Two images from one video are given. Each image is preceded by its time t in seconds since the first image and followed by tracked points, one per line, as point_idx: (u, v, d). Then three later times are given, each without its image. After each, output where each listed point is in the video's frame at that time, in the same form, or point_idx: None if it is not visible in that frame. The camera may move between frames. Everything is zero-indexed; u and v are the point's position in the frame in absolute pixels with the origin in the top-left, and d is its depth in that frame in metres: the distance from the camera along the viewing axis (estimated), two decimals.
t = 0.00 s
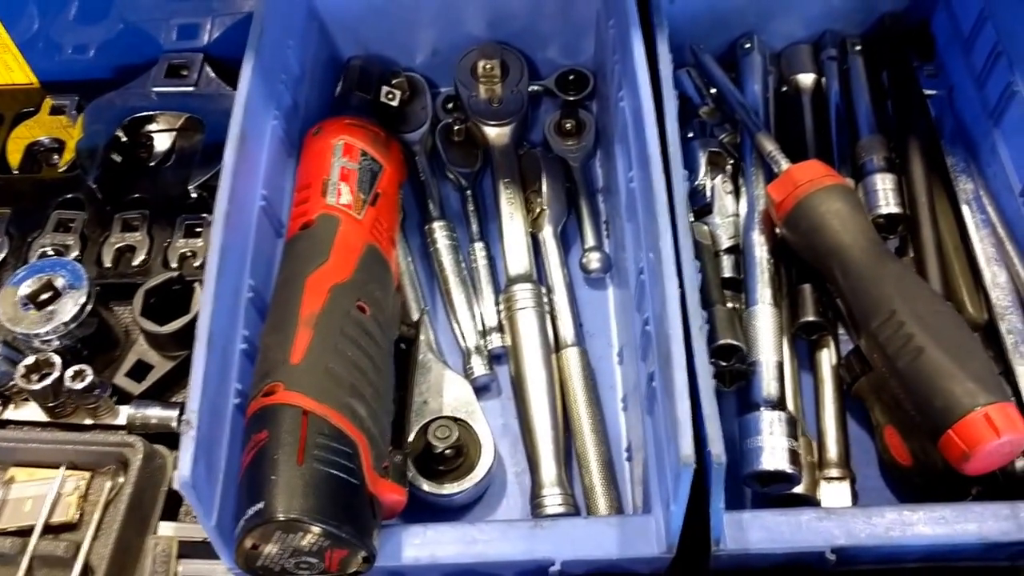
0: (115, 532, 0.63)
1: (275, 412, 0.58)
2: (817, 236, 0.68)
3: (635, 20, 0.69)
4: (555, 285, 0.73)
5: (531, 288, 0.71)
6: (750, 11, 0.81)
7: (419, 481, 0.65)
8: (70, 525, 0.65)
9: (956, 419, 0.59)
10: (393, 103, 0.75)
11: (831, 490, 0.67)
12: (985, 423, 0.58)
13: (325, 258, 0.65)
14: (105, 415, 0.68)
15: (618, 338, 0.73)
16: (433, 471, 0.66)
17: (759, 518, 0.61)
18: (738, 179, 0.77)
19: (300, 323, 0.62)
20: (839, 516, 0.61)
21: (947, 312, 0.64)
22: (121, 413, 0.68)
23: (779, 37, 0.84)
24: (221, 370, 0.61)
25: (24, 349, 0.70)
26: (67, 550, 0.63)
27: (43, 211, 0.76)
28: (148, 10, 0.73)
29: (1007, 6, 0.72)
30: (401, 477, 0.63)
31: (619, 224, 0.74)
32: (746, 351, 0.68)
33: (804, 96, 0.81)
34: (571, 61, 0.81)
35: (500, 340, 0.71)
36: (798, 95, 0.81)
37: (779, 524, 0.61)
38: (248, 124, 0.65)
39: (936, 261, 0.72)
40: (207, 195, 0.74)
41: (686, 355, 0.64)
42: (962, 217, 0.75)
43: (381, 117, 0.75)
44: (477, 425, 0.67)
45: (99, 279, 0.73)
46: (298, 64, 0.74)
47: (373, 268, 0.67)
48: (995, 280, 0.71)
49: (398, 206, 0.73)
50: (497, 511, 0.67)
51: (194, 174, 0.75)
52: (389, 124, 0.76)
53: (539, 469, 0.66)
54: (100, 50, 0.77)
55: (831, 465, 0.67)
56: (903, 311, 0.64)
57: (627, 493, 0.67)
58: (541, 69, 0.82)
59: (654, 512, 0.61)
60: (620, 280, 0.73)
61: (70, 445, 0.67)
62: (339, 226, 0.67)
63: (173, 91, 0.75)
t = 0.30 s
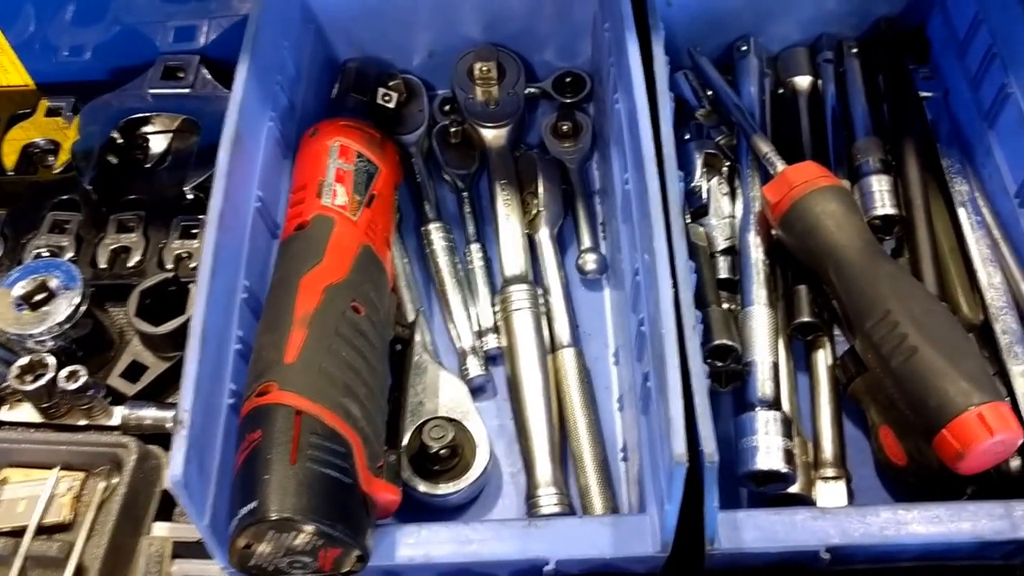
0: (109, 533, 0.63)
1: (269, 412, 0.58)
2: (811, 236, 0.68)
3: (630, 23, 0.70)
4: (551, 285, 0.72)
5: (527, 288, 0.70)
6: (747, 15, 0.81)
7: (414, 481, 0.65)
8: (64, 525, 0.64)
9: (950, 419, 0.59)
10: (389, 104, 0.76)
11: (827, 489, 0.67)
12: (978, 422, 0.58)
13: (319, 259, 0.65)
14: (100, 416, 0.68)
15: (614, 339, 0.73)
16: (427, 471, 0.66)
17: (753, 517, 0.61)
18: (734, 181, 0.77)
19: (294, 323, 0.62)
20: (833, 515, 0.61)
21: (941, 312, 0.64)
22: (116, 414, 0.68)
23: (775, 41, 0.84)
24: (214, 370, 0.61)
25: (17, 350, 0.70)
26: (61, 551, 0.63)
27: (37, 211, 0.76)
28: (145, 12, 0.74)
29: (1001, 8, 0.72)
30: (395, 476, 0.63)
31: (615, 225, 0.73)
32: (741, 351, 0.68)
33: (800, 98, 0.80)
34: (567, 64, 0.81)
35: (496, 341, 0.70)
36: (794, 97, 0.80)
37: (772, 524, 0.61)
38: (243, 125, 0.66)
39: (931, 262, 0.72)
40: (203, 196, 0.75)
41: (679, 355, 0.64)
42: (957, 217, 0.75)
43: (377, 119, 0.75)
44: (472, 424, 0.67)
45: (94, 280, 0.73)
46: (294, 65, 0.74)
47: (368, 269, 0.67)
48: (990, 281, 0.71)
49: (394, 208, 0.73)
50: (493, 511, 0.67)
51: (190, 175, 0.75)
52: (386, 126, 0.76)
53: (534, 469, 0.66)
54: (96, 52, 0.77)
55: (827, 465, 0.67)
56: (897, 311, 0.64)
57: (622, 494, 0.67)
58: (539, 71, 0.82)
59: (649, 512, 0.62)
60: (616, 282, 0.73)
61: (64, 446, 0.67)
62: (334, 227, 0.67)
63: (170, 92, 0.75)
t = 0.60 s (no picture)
0: (94, 534, 0.63)
1: (255, 411, 0.57)
2: (797, 237, 0.69)
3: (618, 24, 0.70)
4: (539, 287, 0.72)
5: (514, 290, 0.70)
6: (734, 16, 0.80)
7: (401, 481, 0.65)
8: (49, 527, 0.65)
9: (935, 418, 0.59)
10: (377, 105, 0.75)
11: (813, 489, 0.67)
12: (963, 422, 0.58)
13: (306, 259, 0.65)
14: (85, 416, 0.68)
15: (601, 339, 0.73)
16: (414, 472, 0.66)
17: (740, 517, 0.61)
18: (720, 182, 0.76)
19: (280, 323, 0.62)
20: (818, 515, 0.62)
21: (927, 312, 0.64)
22: (101, 415, 0.68)
23: (763, 43, 0.83)
24: (200, 370, 0.61)
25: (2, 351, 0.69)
26: (45, 552, 0.63)
27: (24, 212, 0.76)
28: (133, 13, 0.74)
29: (987, 11, 0.72)
30: (382, 477, 0.63)
31: (601, 226, 0.73)
32: (728, 351, 0.68)
33: (787, 100, 0.81)
34: (555, 66, 0.81)
35: (484, 342, 0.71)
36: (781, 99, 0.81)
37: (759, 524, 0.62)
38: (229, 126, 0.65)
39: (917, 263, 0.72)
40: (190, 197, 0.75)
41: (667, 356, 0.64)
42: (943, 218, 0.75)
43: (365, 120, 0.75)
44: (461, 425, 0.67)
45: (80, 281, 0.72)
46: (281, 66, 0.74)
47: (355, 269, 0.67)
48: (978, 282, 0.71)
49: (381, 208, 0.73)
50: (480, 512, 0.67)
51: (176, 176, 0.75)
52: (373, 127, 0.76)
53: (522, 470, 0.66)
54: (83, 53, 0.77)
55: (813, 465, 0.68)
56: (883, 311, 0.64)
57: (609, 494, 0.67)
58: (527, 73, 0.82)
59: (635, 511, 0.62)
60: (604, 283, 0.73)
61: (49, 448, 0.66)
62: (321, 228, 0.67)
63: (157, 94, 0.75)
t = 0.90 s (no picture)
0: (69, 535, 0.63)
1: (231, 412, 0.57)
2: (775, 238, 0.68)
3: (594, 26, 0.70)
4: (516, 288, 0.71)
5: (492, 291, 0.69)
6: (712, 18, 0.81)
7: (378, 483, 0.64)
8: (23, 529, 0.64)
9: (912, 418, 0.59)
10: (354, 107, 0.75)
11: (790, 489, 0.67)
12: (940, 422, 0.58)
13: (283, 260, 0.65)
14: (61, 418, 0.68)
15: (578, 339, 0.72)
16: (391, 473, 0.65)
17: (717, 517, 0.61)
18: (698, 183, 0.76)
19: (257, 323, 0.62)
20: (796, 514, 0.61)
21: (901, 311, 0.64)
22: (78, 417, 0.68)
23: (740, 45, 0.84)
24: (177, 370, 0.61)
25: None
26: (20, 554, 0.63)
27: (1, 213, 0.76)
28: (111, 13, 0.76)
29: (964, 11, 0.72)
30: (358, 477, 0.62)
31: (579, 227, 0.73)
32: (706, 352, 0.67)
33: (765, 102, 0.80)
34: (533, 68, 0.81)
35: (462, 343, 0.70)
36: (759, 101, 0.80)
37: (736, 524, 0.61)
38: (207, 127, 0.65)
39: (894, 265, 0.72)
40: (167, 199, 0.74)
41: (644, 355, 0.64)
42: (919, 219, 0.74)
43: (343, 121, 0.75)
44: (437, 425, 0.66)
45: (56, 283, 0.72)
46: (259, 67, 0.74)
47: (332, 270, 0.67)
48: (953, 282, 0.70)
49: (358, 209, 0.73)
50: (457, 513, 0.66)
51: (154, 178, 0.74)
52: (351, 130, 0.75)
53: (500, 470, 0.64)
54: (60, 54, 0.77)
55: (791, 465, 0.67)
56: (860, 311, 0.64)
57: (587, 494, 0.67)
58: (504, 75, 0.82)
59: (612, 512, 0.62)
60: (582, 284, 0.72)
61: (25, 448, 0.66)
62: (298, 229, 0.67)
63: (134, 96, 0.75)
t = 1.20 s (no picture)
0: (34, 537, 0.62)
1: (198, 412, 0.57)
2: (741, 239, 0.67)
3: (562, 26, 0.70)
4: (485, 290, 0.71)
5: (460, 292, 0.69)
6: (679, 19, 0.81)
7: (345, 484, 0.63)
8: None
9: (879, 417, 0.59)
10: (322, 108, 0.75)
11: (758, 490, 0.66)
12: (906, 421, 0.58)
13: (249, 261, 0.65)
14: (26, 420, 0.66)
15: (546, 340, 0.72)
16: (359, 474, 0.64)
17: (684, 517, 0.61)
18: (666, 186, 0.75)
19: (224, 324, 0.61)
20: (763, 514, 0.61)
21: (866, 311, 0.64)
22: (43, 419, 0.67)
23: (707, 47, 0.84)
24: (144, 369, 0.61)
25: None
26: None
27: None
28: (78, 14, 0.76)
29: (928, 13, 0.73)
30: (326, 479, 0.62)
31: (548, 229, 0.73)
32: (674, 352, 0.66)
33: (733, 103, 0.81)
34: (501, 70, 0.82)
35: (429, 344, 0.69)
36: (726, 102, 0.81)
37: (704, 524, 0.62)
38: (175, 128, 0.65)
39: (861, 263, 0.72)
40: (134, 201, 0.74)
41: (612, 356, 0.64)
42: (886, 221, 0.73)
43: (311, 122, 0.75)
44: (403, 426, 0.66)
45: (21, 284, 0.72)
46: (227, 70, 0.74)
47: (300, 271, 0.67)
48: (918, 282, 0.70)
49: (325, 210, 0.73)
50: (424, 515, 0.66)
51: (120, 180, 0.75)
52: (318, 130, 0.75)
53: (466, 470, 0.64)
54: (27, 55, 0.77)
55: (758, 466, 0.67)
56: (827, 312, 0.64)
57: (555, 495, 0.67)
58: (472, 77, 0.83)
59: (581, 513, 0.62)
60: (550, 285, 0.72)
61: None
62: (266, 229, 0.67)
63: (101, 96, 0.75)
